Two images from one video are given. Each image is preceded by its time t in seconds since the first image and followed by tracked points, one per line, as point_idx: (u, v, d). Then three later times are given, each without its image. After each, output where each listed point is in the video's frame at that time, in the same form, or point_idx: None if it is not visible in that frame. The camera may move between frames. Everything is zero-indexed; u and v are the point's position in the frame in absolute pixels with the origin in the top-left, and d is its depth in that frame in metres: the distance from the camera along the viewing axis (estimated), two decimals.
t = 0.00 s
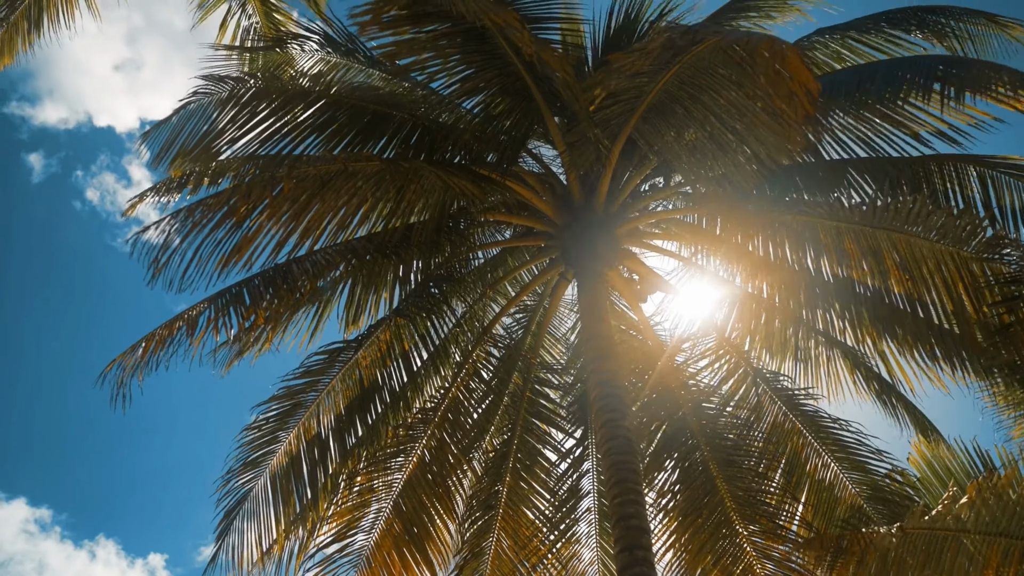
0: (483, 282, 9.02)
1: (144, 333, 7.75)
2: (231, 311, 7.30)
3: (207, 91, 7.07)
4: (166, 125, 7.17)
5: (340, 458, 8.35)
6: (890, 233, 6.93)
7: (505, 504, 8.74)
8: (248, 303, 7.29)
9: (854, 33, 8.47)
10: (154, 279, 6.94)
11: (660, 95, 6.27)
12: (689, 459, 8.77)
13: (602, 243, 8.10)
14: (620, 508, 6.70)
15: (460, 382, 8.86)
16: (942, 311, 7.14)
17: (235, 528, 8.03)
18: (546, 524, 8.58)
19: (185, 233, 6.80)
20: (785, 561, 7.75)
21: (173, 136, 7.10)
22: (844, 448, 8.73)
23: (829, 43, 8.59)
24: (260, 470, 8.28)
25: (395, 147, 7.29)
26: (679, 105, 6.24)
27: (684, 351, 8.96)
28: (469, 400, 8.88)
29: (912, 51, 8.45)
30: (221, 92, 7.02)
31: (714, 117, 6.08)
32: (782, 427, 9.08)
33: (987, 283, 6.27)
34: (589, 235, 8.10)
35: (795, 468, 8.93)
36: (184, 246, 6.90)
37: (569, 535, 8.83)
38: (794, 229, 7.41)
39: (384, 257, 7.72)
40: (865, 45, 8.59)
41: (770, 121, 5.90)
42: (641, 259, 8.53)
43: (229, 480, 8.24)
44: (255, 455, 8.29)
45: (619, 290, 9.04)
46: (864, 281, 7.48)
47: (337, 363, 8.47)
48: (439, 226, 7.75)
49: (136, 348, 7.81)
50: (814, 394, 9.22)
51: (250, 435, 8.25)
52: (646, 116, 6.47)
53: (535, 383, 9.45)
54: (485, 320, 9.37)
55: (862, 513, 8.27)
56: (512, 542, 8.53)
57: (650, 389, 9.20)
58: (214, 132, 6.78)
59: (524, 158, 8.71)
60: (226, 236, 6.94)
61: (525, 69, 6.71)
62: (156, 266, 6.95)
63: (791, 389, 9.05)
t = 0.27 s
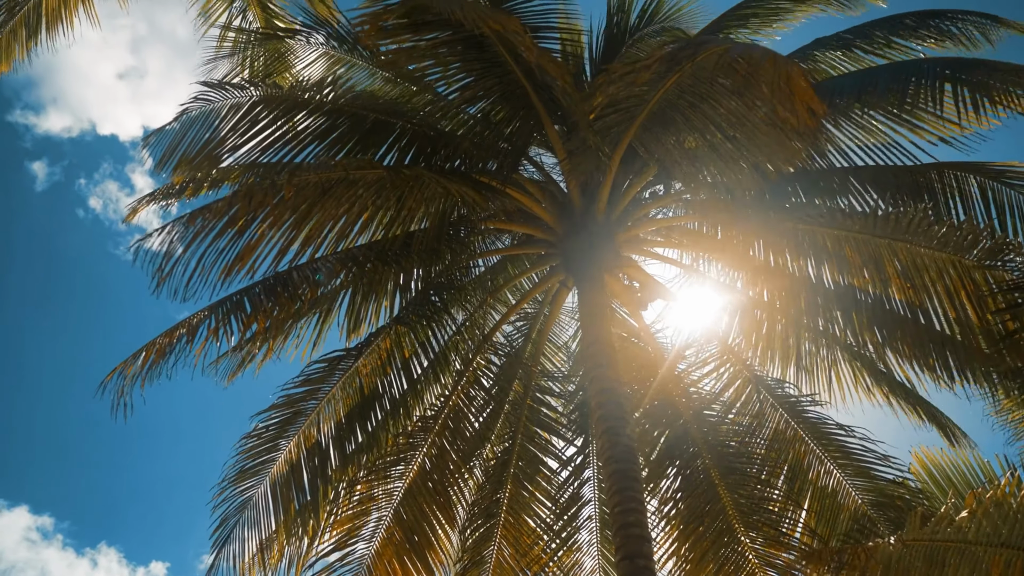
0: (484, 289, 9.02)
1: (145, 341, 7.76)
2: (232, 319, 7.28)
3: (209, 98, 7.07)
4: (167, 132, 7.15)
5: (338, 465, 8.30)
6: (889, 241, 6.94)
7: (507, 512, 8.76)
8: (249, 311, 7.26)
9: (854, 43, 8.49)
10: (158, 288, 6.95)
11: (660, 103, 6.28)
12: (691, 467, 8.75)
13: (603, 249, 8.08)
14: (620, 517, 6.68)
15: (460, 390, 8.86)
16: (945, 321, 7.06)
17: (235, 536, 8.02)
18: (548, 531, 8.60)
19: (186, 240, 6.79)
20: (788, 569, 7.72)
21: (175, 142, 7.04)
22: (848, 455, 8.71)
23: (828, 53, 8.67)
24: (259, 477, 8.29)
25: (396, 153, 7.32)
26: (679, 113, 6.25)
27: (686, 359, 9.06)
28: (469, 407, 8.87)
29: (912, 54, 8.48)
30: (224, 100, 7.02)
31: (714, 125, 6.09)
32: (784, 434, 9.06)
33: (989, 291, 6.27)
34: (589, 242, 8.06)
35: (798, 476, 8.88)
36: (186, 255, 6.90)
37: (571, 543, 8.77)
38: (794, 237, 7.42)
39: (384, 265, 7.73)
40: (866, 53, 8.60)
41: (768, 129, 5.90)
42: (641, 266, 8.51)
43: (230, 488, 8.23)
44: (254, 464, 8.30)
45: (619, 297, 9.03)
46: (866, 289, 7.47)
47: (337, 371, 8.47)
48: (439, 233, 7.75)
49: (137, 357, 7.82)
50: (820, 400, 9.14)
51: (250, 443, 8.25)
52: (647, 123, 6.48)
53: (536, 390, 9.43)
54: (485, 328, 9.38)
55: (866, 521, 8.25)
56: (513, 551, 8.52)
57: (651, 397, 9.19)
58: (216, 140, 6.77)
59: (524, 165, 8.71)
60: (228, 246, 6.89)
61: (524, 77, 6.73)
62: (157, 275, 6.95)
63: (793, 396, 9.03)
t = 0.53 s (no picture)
0: (486, 294, 9.02)
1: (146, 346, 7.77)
2: (233, 324, 7.29)
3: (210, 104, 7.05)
4: (170, 138, 7.14)
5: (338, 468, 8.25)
6: (889, 245, 6.95)
7: (508, 515, 8.74)
8: (251, 315, 7.26)
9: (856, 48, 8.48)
10: (157, 293, 6.95)
11: (661, 107, 6.28)
12: (693, 471, 8.75)
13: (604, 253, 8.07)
14: (622, 522, 6.67)
15: (461, 394, 8.88)
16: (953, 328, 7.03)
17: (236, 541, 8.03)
18: (549, 536, 8.54)
19: (187, 246, 6.80)
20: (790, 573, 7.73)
21: (178, 147, 7.02)
22: (852, 458, 8.68)
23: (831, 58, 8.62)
24: (260, 482, 8.30)
25: (397, 158, 7.35)
26: (680, 117, 6.25)
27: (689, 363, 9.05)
28: (470, 412, 8.88)
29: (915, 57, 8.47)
30: (225, 106, 7.01)
31: (715, 129, 6.09)
32: (786, 438, 9.09)
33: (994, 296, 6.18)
34: (590, 246, 8.06)
35: (800, 480, 8.86)
36: (188, 260, 6.92)
37: (574, 547, 8.70)
38: (795, 242, 7.44)
39: (386, 269, 7.76)
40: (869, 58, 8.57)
41: (769, 133, 5.89)
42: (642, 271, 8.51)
43: (231, 493, 8.23)
44: (254, 469, 8.30)
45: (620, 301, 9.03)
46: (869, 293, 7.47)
47: (338, 376, 8.48)
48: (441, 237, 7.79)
49: (138, 362, 7.83)
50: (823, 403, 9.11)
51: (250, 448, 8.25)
52: (648, 127, 6.48)
53: (537, 395, 9.43)
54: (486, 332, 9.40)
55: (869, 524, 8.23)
56: (514, 556, 8.53)
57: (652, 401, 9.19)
58: (219, 145, 6.79)
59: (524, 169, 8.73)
60: (230, 251, 6.89)
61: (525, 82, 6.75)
62: (158, 280, 6.96)
63: (795, 399, 9.04)
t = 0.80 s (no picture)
0: (487, 301, 9.01)
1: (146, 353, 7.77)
2: (234, 331, 7.29)
3: (212, 113, 7.00)
4: (171, 147, 7.09)
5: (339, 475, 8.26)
6: (890, 252, 6.93)
7: (508, 524, 8.73)
8: (251, 322, 7.26)
9: (858, 60, 8.44)
10: (156, 300, 6.96)
11: (662, 114, 6.28)
12: (694, 479, 8.72)
13: (604, 260, 8.07)
14: (623, 530, 6.64)
15: (461, 402, 8.86)
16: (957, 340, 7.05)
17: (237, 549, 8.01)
18: (551, 544, 8.52)
19: (187, 252, 6.80)
20: None
21: (179, 157, 6.96)
22: (854, 464, 8.64)
23: (834, 71, 8.52)
24: (261, 490, 8.28)
25: (399, 167, 7.39)
26: (680, 124, 6.25)
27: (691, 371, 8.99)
28: (470, 419, 8.86)
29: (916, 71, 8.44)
30: (226, 115, 6.97)
31: (715, 135, 6.09)
32: (788, 446, 9.04)
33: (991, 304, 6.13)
34: (590, 254, 8.08)
35: (802, 488, 8.82)
36: (188, 267, 6.92)
37: (575, 556, 8.68)
38: (795, 249, 7.45)
39: (387, 276, 7.76)
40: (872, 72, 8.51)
41: (769, 139, 5.88)
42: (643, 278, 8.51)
43: (231, 500, 8.21)
44: (254, 477, 8.28)
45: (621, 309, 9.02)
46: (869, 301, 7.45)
47: (339, 384, 8.47)
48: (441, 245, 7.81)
49: (138, 369, 7.82)
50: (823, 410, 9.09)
51: (249, 456, 8.24)
52: (648, 134, 6.48)
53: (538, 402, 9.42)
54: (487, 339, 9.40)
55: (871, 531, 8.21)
56: (514, 564, 8.52)
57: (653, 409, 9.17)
58: (220, 153, 6.78)
59: (525, 176, 8.78)
60: (229, 257, 6.90)
61: (526, 89, 6.76)
62: (158, 287, 6.96)
63: (796, 406, 8.98)
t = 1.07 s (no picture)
0: (487, 309, 9.01)
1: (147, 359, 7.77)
2: (234, 338, 7.28)
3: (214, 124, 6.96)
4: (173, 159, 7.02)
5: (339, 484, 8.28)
6: (891, 262, 6.92)
7: (508, 533, 8.72)
8: (253, 329, 7.27)
9: (854, 63, 8.51)
10: (155, 307, 6.97)
11: (662, 123, 6.29)
12: (695, 487, 8.71)
13: (605, 269, 8.07)
14: (624, 539, 6.62)
15: (462, 411, 8.84)
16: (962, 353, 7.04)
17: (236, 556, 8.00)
18: (551, 554, 8.49)
19: (188, 259, 6.82)
20: None
21: (179, 166, 6.83)
22: (854, 474, 8.62)
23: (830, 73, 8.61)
24: (261, 498, 8.27)
25: (399, 174, 7.40)
26: (681, 132, 6.25)
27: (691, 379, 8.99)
28: (470, 427, 8.84)
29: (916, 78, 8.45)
30: (229, 125, 6.93)
31: (716, 144, 6.09)
32: (788, 455, 9.02)
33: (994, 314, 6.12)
34: (591, 262, 8.07)
35: (802, 497, 8.81)
36: (189, 274, 6.93)
37: (574, 565, 8.65)
38: (795, 258, 7.46)
39: (387, 284, 7.77)
40: (868, 77, 8.57)
41: (769, 147, 5.89)
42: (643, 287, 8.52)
43: (230, 508, 8.20)
44: (254, 484, 8.28)
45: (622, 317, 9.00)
46: (869, 311, 7.43)
47: (339, 391, 8.47)
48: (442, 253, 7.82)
49: (139, 376, 7.83)
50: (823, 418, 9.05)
51: (249, 463, 8.25)
52: (649, 143, 6.49)
53: (538, 411, 9.42)
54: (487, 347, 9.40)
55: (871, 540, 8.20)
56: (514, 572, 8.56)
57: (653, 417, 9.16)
58: (221, 162, 6.75)
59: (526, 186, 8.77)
60: (229, 264, 6.91)
61: (527, 98, 6.77)
62: (158, 294, 6.97)
63: (796, 416, 8.99)
